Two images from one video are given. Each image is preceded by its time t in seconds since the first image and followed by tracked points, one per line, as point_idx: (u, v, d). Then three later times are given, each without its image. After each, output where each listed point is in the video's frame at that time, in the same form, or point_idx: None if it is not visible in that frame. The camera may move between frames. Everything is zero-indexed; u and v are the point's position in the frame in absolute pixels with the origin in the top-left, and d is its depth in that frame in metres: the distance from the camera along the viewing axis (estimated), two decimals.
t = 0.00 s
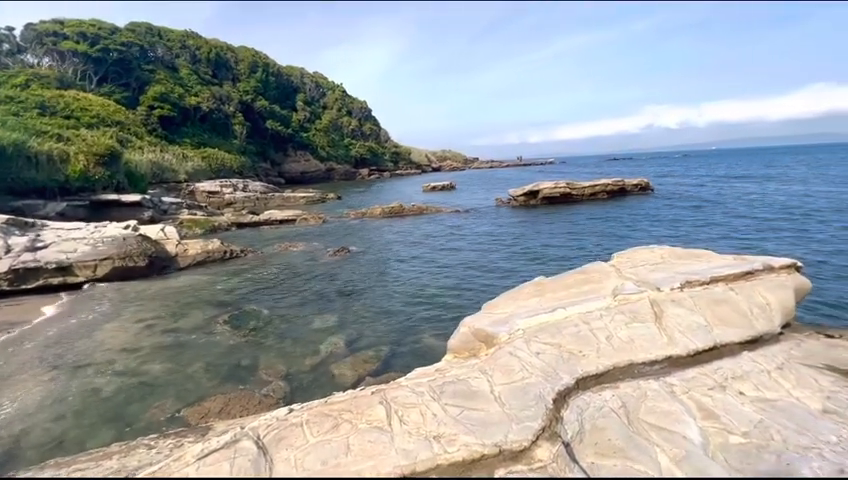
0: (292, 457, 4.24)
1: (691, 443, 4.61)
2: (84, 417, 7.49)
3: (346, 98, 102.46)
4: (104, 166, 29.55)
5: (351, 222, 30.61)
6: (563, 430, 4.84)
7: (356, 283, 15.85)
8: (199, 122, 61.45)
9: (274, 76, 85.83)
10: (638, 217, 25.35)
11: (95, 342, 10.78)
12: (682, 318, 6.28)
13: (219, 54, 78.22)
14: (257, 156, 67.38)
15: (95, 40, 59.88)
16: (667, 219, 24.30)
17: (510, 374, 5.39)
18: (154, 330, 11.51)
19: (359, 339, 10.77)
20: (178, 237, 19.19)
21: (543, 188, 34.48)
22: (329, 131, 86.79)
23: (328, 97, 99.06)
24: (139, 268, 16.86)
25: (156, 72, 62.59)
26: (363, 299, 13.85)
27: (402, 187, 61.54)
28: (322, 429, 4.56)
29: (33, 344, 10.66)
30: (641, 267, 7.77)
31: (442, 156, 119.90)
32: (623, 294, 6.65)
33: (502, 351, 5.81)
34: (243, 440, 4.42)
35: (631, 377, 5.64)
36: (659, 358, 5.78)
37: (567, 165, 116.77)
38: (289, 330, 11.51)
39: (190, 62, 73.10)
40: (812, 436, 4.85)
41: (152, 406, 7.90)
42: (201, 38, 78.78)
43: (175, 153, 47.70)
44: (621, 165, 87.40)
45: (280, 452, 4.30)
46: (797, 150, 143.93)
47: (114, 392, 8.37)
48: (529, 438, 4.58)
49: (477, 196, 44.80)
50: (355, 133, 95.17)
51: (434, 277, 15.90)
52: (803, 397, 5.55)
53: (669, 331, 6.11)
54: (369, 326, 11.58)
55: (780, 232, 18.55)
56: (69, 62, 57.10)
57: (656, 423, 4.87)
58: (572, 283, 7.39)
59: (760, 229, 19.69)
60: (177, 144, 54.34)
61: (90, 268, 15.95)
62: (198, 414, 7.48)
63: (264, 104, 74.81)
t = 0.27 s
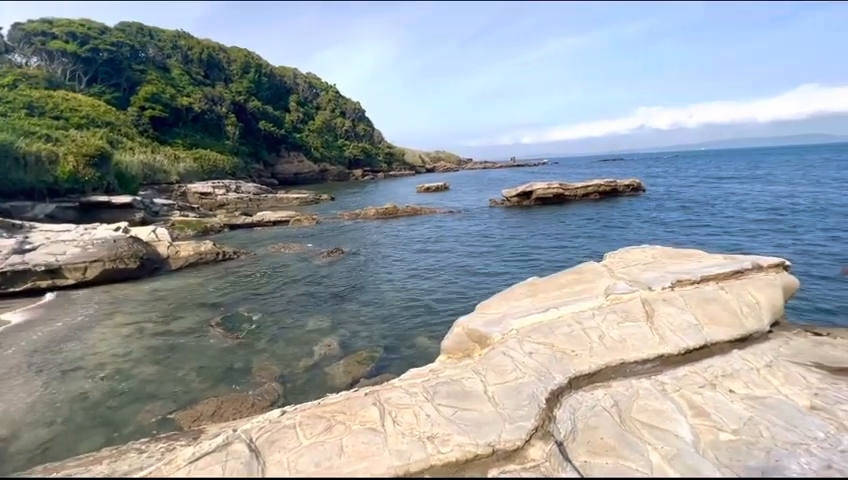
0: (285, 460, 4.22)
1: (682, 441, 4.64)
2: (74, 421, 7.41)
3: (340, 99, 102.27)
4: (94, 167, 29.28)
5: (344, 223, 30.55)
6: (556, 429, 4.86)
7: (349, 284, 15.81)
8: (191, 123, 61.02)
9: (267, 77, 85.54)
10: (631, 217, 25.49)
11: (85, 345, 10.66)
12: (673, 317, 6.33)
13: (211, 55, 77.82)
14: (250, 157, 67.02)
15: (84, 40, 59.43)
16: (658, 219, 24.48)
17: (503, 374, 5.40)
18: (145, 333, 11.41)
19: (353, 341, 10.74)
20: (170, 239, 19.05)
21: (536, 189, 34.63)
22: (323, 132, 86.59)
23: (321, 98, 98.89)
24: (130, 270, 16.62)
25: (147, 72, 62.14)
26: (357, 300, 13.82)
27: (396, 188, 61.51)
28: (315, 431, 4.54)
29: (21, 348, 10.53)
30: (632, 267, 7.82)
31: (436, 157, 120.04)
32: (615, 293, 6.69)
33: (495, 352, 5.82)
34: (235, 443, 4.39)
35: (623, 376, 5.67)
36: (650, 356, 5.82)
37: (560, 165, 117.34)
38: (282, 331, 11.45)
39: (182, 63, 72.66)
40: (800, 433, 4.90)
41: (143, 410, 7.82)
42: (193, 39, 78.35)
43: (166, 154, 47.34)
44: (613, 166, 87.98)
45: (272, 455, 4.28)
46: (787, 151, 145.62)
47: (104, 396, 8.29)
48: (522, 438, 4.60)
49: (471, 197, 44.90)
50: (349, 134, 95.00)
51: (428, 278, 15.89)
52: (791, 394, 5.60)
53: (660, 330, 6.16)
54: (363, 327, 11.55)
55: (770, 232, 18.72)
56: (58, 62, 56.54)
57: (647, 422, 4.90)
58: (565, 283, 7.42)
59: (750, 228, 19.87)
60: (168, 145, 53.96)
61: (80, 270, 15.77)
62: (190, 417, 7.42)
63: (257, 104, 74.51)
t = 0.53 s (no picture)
0: (278, 463, 4.19)
1: (674, 440, 4.68)
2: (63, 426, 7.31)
3: (333, 100, 102.08)
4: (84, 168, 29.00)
5: (338, 225, 30.47)
6: (550, 429, 4.87)
7: (343, 285, 15.75)
8: (183, 124, 60.60)
9: (260, 78, 85.27)
10: (623, 218, 25.63)
11: (75, 349, 10.53)
12: (665, 317, 6.37)
13: (203, 55, 77.41)
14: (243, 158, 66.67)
15: (74, 40, 58.92)
16: (651, 220, 24.63)
17: (497, 375, 5.41)
18: (137, 336, 11.29)
19: (347, 343, 10.70)
20: (161, 241, 18.90)
21: (529, 190, 34.75)
22: (316, 133, 86.36)
23: (315, 99, 98.70)
24: (121, 272, 16.50)
25: (138, 73, 61.69)
26: (351, 302, 13.77)
27: (390, 190, 61.47)
28: (308, 434, 4.52)
29: (9, 353, 10.38)
30: (625, 267, 7.86)
31: (430, 158, 120.12)
32: (608, 294, 6.72)
33: (489, 352, 5.82)
34: (228, 447, 4.36)
35: (616, 375, 5.70)
36: (642, 356, 5.85)
37: (553, 166, 117.80)
38: (276, 334, 11.39)
39: (173, 63, 72.22)
40: (790, 431, 4.94)
41: (135, 414, 7.74)
42: (185, 39, 77.94)
43: (158, 155, 46.97)
44: (606, 167, 88.46)
45: (265, 458, 4.25)
46: (777, 153, 147.33)
47: (95, 401, 8.20)
48: (516, 438, 4.60)
49: (465, 198, 44.96)
50: (342, 135, 94.84)
51: (421, 279, 15.88)
52: (781, 392, 5.64)
53: (653, 330, 6.20)
54: (357, 329, 11.51)
55: (760, 232, 18.91)
56: (47, 62, 56.00)
57: (639, 422, 4.93)
58: (559, 283, 7.44)
59: (741, 229, 20.07)
60: (160, 146, 53.56)
61: (70, 272, 15.60)
62: (182, 421, 7.35)
63: (250, 106, 74.18)
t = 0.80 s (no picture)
0: (270, 468, 4.15)
1: (667, 441, 4.69)
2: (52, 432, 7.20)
3: (327, 102, 101.94)
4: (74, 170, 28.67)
5: (332, 227, 30.37)
6: (544, 431, 4.86)
7: (337, 288, 15.68)
8: (175, 126, 60.18)
9: (253, 80, 84.96)
10: (617, 220, 25.74)
11: (64, 354, 10.39)
12: (658, 318, 6.39)
13: (196, 57, 77.05)
14: (236, 161, 66.30)
15: (64, 41, 58.43)
16: (644, 221, 24.75)
17: (491, 377, 5.39)
18: (127, 341, 11.16)
19: (341, 346, 10.65)
20: (153, 243, 18.73)
21: (523, 192, 34.84)
22: (310, 135, 86.13)
23: (308, 101, 98.49)
24: (111, 276, 16.39)
25: (129, 74, 61.24)
26: (344, 305, 13.71)
27: (384, 192, 61.39)
28: (302, 439, 4.47)
29: None
30: (618, 269, 7.89)
31: (424, 161, 120.14)
32: (601, 295, 6.74)
33: (483, 355, 5.81)
34: (220, 452, 4.30)
35: (609, 376, 5.71)
36: (636, 357, 5.87)
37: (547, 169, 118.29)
38: (269, 337, 11.31)
39: (165, 65, 71.78)
40: (781, 430, 4.96)
41: (125, 420, 7.64)
42: (177, 41, 77.54)
43: (149, 158, 46.60)
44: (599, 170, 88.92)
45: (258, 463, 4.20)
46: (768, 155, 148.89)
47: (84, 406, 8.09)
48: (510, 441, 4.59)
49: (459, 200, 45.00)
50: (336, 138, 94.66)
51: (415, 281, 15.85)
52: (772, 392, 5.67)
53: (645, 331, 6.21)
54: (351, 332, 11.46)
55: (751, 234, 19.06)
56: (37, 63, 55.46)
57: (633, 422, 4.93)
58: (552, 285, 7.44)
59: (733, 230, 20.21)
60: (152, 148, 53.14)
61: (59, 276, 15.43)
62: (174, 427, 7.27)
63: (243, 108, 73.85)
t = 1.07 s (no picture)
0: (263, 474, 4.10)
1: (661, 442, 4.69)
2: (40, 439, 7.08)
3: (320, 105, 101.80)
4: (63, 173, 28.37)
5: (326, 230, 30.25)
6: (538, 434, 4.85)
7: (330, 291, 15.60)
8: (167, 128, 59.78)
9: (246, 83, 84.65)
10: (610, 222, 25.85)
11: (53, 360, 10.24)
12: (651, 320, 6.41)
13: (188, 60, 76.65)
14: (229, 164, 65.92)
15: (53, 43, 57.95)
16: (637, 224, 24.87)
17: (486, 380, 5.37)
18: (117, 346, 11.02)
19: (335, 349, 10.58)
20: (144, 247, 18.53)
21: (517, 195, 34.92)
22: (303, 138, 85.88)
23: (302, 104, 98.30)
24: (102, 280, 16.23)
25: (120, 77, 60.78)
26: (338, 308, 13.64)
27: (378, 195, 61.27)
28: (295, 444, 4.42)
29: None
30: (611, 271, 7.90)
31: (418, 164, 120.16)
32: (595, 297, 6.75)
33: (477, 358, 5.78)
34: (211, 459, 4.25)
35: (603, 378, 5.71)
36: (629, 359, 5.88)
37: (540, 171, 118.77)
38: (262, 341, 11.22)
39: (157, 67, 71.32)
40: (773, 431, 4.97)
41: (115, 426, 7.54)
42: (169, 43, 77.15)
43: (141, 161, 46.20)
44: (593, 173, 89.35)
45: (250, 469, 4.15)
46: (758, 158, 150.44)
47: (73, 413, 7.96)
48: (505, 444, 4.57)
49: (453, 203, 45.03)
50: (330, 140, 94.53)
51: (409, 284, 15.81)
52: (763, 392, 5.70)
53: (638, 333, 6.23)
54: (344, 335, 11.39)
55: (743, 236, 19.20)
56: (26, 65, 54.92)
57: (627, 424, 4.94)
58: (546, 287, 7.44)
59: (724, 232, 20.36)
60: (143, 151, 52.76)
61: (48, 281, 15.25)
62: (165, 433, 7.17)
63: (236, 110, 73.53)
